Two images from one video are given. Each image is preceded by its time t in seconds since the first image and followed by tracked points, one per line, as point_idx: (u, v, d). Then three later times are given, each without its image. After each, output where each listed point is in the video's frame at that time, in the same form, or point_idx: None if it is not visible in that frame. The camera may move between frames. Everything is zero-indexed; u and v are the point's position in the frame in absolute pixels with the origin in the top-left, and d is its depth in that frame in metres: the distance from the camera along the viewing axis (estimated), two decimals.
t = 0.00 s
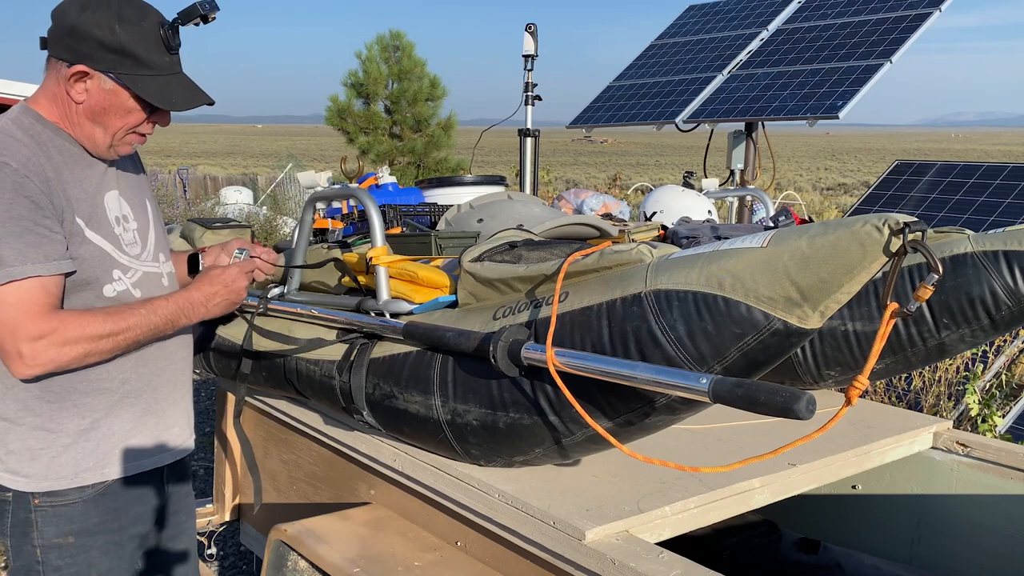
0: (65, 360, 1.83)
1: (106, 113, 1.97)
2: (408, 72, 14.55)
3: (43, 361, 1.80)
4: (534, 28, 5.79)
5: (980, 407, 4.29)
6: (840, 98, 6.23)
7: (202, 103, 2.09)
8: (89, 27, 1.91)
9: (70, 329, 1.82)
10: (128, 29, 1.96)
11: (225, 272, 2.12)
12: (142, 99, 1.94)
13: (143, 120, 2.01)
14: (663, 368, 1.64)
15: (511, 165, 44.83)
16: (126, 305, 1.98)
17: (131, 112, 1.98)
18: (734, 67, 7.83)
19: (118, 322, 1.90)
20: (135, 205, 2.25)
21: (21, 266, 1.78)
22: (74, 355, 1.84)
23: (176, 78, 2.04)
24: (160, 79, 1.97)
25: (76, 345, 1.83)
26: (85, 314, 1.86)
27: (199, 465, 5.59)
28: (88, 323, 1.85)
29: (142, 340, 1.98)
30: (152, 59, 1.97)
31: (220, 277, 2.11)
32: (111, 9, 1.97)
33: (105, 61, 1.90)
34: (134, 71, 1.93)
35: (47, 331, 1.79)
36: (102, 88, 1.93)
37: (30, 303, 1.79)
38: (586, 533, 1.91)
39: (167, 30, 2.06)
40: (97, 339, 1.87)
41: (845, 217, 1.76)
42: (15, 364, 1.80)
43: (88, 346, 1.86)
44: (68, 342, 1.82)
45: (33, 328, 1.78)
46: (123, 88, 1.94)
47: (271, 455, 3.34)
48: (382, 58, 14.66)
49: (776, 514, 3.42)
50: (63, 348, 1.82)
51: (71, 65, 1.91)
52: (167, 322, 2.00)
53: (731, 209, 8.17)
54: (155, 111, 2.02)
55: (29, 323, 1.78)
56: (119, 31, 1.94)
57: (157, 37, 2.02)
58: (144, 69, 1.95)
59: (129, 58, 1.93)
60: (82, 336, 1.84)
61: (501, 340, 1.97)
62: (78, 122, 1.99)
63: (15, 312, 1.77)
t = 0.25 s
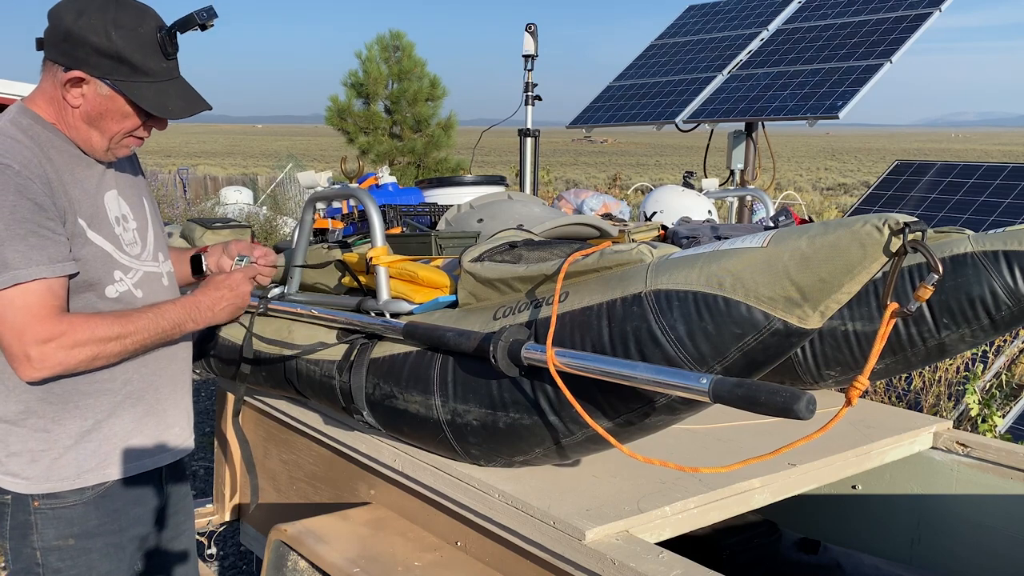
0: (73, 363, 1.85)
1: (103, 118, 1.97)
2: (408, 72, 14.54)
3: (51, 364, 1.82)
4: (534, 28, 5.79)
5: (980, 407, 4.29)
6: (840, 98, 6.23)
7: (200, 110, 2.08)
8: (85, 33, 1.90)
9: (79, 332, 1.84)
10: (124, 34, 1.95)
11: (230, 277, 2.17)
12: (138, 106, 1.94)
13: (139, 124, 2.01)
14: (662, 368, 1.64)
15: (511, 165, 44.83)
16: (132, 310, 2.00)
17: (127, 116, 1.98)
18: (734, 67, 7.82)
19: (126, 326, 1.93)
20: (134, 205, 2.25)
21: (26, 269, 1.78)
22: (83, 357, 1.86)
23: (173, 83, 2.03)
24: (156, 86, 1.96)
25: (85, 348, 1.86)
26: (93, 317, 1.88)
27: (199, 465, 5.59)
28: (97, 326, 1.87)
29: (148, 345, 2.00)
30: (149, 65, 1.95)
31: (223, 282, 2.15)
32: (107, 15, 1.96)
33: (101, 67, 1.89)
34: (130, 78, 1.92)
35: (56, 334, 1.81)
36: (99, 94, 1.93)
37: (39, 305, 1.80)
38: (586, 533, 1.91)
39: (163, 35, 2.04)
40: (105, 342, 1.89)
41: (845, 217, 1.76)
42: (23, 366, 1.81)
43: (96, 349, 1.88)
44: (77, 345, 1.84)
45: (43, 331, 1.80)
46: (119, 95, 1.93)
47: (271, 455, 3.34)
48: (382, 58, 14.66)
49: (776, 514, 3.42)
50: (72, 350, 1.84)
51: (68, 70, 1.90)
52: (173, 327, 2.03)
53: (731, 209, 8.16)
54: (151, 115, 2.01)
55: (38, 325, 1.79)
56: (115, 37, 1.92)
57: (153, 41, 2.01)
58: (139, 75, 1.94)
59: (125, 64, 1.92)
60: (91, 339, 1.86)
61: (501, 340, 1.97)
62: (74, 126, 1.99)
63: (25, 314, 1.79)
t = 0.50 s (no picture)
0: (78, 369, 1.85)
1: (100, 120, 1.97)
2: (408, 72, 14.55)
3: (57, 369, 1.82)
4: (534, 29, 5.79)
5: (980, 407, 4.29)
6: (840, 98, 6.23)
7: (199, 114, 2.08)
8: (81, 37, 1.88)
9: (85, 339, 1.84)
10: (121, 38, 1.93)
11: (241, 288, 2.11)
12: (136, 110, 1.94)
13: (136, 126, 2.01)
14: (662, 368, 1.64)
15: (511, 165, 44.84)
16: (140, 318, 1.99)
17: (125, 119, 1.98)
18: (734, 67, 7.82)
19: (130, 333, 1.91)
20: (134, 206, 2.25)
21: (31, 274, 1.79)
22: (88, 364, 1.86)
23: (171, 86, 2.02)
24: (154, 90, 1.96)
25: (89, 355, 1.85)
26: (98, 323, 1.88)
27: (199, 465, 5.59)
28: (102, 333, 1.87)
29: (155, 352, 1.99)
30: (146, 69, 1.94)
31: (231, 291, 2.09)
32: (103, 17, 1.94)
33: (98, 71, 1.88)
34: (127, 82, 1.91)
35: (60, 340, 1.81)
36: (96, 97, 1.93)
37: (44, 310, 1.80)
38: (586, 533, 1.91)
39: (160, 35, 2.01)
40: (111, 349, 1.89)
41: (845, 217, 1.76)
42: (29, 371, 1.80)
43: (102, 356, 1.87)
44: (81, 351, 1.84)
45: (48, 335, 1.79)
46: (116, 98, 1.93)
47: (272, 455, 3.34)
48: (382, 58, 14.66)
49: (776, 514, 3.42)
50: (78, 357, 1.84)
51: (64, 74, 1.90)
52: (179, 336, 2.00)
53: (731, 209, 8.16)
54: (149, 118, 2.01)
55: (42, 331, 1.79)
56: (112, 41, 1.90)
57: (150, 43, 1.99)
58: (136, 79, 1.92)
59: (122, 69, 1.90)
60: (95, 346, 1.86)
61: (501, 340, 1.97)
62: (72, 128, 1.99)
63: (31, 320, 1.79)
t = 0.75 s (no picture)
0: (83, 371, 1.85)
1: (101, 122, 1.97)
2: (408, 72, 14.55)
3: (63, 371, 1.82)
4: (534, 29, 5.79)
5: (980, 407, 4.29)
6: (840, 98, 6.23)
7: (201, 114, 2.08)
8: (80, 39, 1.88)
9: (91, 341, 1.85)
10: (120, 39, 1.92)
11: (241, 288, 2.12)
12: (136, 111, 1.94)
13: (137, 127, 2.01)
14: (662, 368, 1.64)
15: (511, 165, 44.84)
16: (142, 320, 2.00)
17: (126, 120, 1.98)
18: (734, 67, 7.82)
19: (134, 335, 1.92)
20: (132, 205, 2.25)
21: (35, 276, 1.78)
22: (94, 366, 1.86)
23: (171, 86, 2.02)
24: (154, 90, 1.96)
25: (94, 357, 1.86)
26: (103, 325, 1.88)
27: (199, 465, 5.59)
28: (107, 335, 1.88)
29: (158, 354, 2.00)
30: (146, 70, 1.94)
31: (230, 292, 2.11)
32: (102, 18, 1.93)
33: (98, 73, 1.88)
34: (127, 83, 1.91)
35: (66, 342, 1.81)
36: (96, 99, 1.93)
37: (50, 312, 1.80)
38: (586, 533, 1.91)
39: (159, 34, 2.01)
40: (116, 351, 1.89)
41: (845, 217, 1.76)
42: (35, 373, 1.81)
43: (107, 357, 1.88)
44: (87, 354, 1.84)
45: (54, 338, 1.80)
46: (116, 100, 1.93)
47: (272, 455, 3.34)
48: (382, 58, 14.66)
49: (776, 514, 3.42)
50: (83, 359, 1.84)
51: (64, 76, 1.90)
52: (181, 337, 2.01)
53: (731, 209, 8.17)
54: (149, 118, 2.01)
55: (48, 333, 1.79)
56: (111, 42, 1.90)
57: (150, 43, 1.98)
58: (136, 80, 1.92)
59: (122, 70, 1.90)
60: (100, 348, 1.86)
61: (502, 340, 1.97)
62: (72, 130, 1.99)
63: (37, 322, 1.79)
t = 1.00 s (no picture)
0: (96, 372, 1.87)
1: (104, 123, 1.97)
2: (408, 72, 14.54)
3: (77, 374, 1.83)
4: (534, 29, 5.79)
5: (980, 407, 4.29)
6: (840, 98, 6.23)
7: (203, 110, 2.09)
8: (81, 40, 1.87)
9: (103, 343, 1.86)
10: (120, 39, 1.92)
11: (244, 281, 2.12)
12: (141, 110, 1.94)
13: (141, 126, 2.02)
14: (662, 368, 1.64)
15: (511, 165, 44.85)
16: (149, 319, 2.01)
17: (129, 120, 1.98)
18: (734, 67, 7.82)
19: (143, 334, 1.93)
20: (130, 205, 2.24)
21: (43, 282, 1.79)
22: (106, 367, 1.88)
23: (173, 83, 2.03)
24: (158, 89, 1.97)
25: (106, 358, 1.87)
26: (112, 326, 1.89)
27: (199, 464, 5.59)
28: (118, 337, 1.89)
29: (167, 350, 2.01)
30: (148, 68, 1.94)
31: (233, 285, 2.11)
32: (101, 18, 1.93)
33: (100, 74, 1.88)
34: (131, 83, 1.92)
35: (79, 345, 1.82)
36: (100, 101, 1.93)
37: (60, 316, 1.81)
38: (586, 533, 1.91)
39: (159, 32, 2.01)
40: (128, 351, 1.91)
41: (845, 217, 1.76)
42: (50, 377, 1.82)
43: (119, 358, 1.89)
44: (99, 356, 1.85)
45: (66, 341, 1.80)
46: (121, 100, 1.93)
47: (272, 455, 3.34)
48: (382, 58, 14.65)
49: (776, 514, 3.42)
50: (97, 361, 1.85)
51: (68, 79, 1.89)
52: (188, 333, 2.02)
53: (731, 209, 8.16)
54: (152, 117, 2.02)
55: (60, 337, 1.80)
56: (112, 43, 1.90)
57: (150, 42, 1.98)
58: (140, 79, 1.93)
59: (124, 70, 1.91)
60: (112, 349, 1.87)
61: (502, 340, 1.97)
62: (74, 132, 1.99)
63: (49, 328, 1.79)
